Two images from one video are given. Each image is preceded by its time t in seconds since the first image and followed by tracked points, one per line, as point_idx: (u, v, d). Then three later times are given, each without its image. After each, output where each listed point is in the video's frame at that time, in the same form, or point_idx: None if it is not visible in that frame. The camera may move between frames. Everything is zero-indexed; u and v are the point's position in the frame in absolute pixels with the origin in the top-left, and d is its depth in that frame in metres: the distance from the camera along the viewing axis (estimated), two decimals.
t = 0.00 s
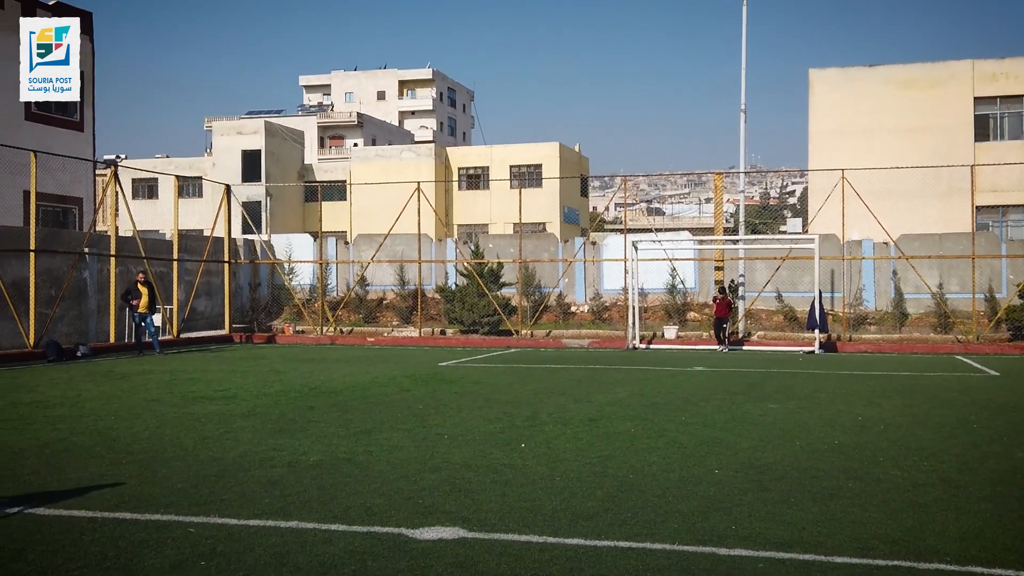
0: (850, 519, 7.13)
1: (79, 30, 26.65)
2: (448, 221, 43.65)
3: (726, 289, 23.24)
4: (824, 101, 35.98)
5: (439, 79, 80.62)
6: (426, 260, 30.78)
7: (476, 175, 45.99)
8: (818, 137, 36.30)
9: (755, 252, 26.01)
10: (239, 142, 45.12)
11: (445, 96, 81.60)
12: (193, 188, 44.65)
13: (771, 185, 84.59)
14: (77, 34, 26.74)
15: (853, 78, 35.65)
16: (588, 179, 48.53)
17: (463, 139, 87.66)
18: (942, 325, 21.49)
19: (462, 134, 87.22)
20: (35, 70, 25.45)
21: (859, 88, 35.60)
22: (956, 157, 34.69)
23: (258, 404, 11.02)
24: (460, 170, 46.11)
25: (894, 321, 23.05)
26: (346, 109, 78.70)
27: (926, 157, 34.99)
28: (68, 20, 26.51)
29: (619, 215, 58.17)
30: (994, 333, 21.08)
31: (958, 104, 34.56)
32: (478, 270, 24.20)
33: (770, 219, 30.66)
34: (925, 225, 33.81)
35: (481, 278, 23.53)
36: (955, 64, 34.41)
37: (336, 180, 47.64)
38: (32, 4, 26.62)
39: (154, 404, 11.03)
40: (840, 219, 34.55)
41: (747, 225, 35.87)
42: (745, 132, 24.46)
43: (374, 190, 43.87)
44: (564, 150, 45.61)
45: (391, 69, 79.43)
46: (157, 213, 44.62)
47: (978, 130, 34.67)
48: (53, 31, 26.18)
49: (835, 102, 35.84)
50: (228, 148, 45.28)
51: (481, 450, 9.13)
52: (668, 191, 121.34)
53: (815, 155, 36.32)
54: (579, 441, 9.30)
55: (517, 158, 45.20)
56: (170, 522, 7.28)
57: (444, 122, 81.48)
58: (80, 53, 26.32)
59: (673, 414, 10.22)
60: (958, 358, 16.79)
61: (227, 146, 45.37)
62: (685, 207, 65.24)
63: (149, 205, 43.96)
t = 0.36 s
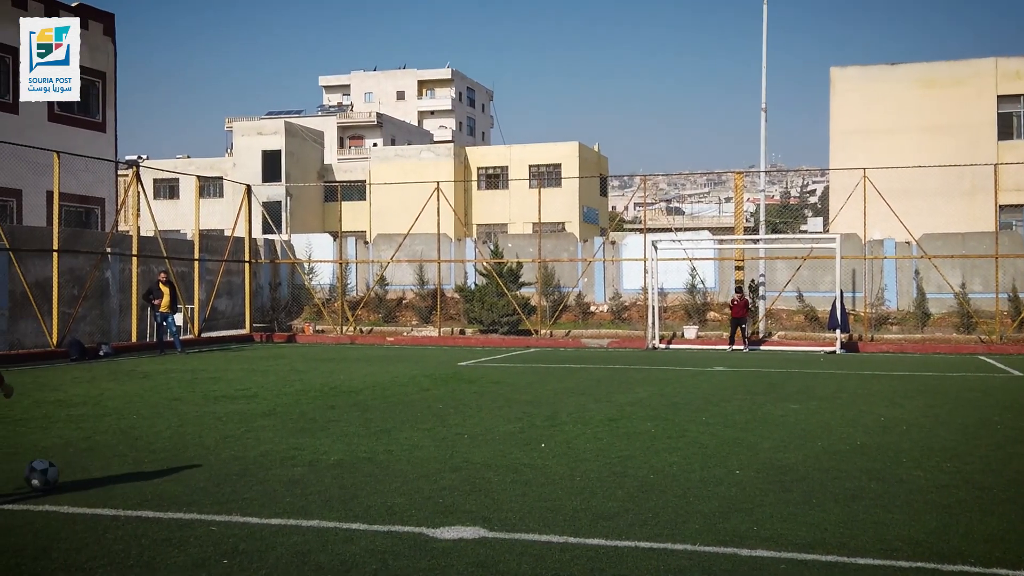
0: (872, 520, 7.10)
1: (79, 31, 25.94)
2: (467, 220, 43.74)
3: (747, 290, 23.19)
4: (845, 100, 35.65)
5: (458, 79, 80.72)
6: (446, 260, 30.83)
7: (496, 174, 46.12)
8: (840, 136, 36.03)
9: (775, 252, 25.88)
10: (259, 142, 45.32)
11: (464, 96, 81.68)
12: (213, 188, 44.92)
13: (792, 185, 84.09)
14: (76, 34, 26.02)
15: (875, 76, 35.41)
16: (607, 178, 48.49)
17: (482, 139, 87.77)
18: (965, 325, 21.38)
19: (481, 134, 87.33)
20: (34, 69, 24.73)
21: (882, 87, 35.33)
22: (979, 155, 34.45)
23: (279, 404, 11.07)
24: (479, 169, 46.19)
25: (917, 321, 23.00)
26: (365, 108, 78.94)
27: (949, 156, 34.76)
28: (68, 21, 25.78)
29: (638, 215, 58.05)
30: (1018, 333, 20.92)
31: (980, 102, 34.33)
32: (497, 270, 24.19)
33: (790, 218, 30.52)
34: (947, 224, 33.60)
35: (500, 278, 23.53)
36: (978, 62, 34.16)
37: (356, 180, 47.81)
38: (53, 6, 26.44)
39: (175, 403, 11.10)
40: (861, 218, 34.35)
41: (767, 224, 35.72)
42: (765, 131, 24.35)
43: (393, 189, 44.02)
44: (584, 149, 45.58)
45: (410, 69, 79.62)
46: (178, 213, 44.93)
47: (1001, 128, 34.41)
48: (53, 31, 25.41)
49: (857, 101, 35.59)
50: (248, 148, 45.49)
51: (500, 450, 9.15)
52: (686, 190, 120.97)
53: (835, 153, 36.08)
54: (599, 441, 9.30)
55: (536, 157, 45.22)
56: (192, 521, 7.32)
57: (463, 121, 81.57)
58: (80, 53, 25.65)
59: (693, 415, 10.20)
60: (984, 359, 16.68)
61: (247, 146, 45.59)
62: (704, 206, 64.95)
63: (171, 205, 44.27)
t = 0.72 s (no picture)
0: (894, 521, 7.05)
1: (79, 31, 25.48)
2: (486, 220, 43.80)
3: (768, 290, 23.15)
4: (865, 99, 35.48)
5: (477, 79, 80.83)
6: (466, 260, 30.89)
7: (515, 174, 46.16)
8: (860, 135, 35.91)
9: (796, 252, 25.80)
10: (279, 142, 45.56)
11: (483, 96, 81.77)
12: (234, 189, 45.21)
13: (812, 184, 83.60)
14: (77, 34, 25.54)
15: (895, 75, 35.19)
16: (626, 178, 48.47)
17: (501, 139, 87.86)
18: (988, 325, 21.26)
19: (500, 134, 87.45)
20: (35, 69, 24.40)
21: (903, 86, 35.15)
22: (1001, 154, 34.21)
23: (300, 403, 11.13)
24: (498, 169, 46.25)
25: (939, 321, 22.91)
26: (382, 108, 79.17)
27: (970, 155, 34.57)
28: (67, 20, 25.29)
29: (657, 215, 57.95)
30: None
31: (1003, 101, 34.12)
32: (517, 270, 24.22)
33: (811, 218, 30.43)
34: (969, 224, 33.37)
35: (519, 278, 23.56)
36: (1001, 60, 33.93)
37: (375, 180, 47.99)
38: (76, 8, 26.44)
39: (197, 402, 11.19)
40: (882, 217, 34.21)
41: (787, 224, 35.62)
42: (785, 131, 24.29)
43: (413, 190, 44.15)
44: (603, 149, 45.54)
45: (428, 69, 79.80)
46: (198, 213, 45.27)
47: None
48: (53, 31, 24.94)
49: (877, 99, 35.39)
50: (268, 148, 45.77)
51: (520, 450, 9.16)
52: (705, 189, 120.55)
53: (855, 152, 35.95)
54: (619, 441, 9.29)
55: (555, 157, 45.22)
56: (213, 520, 7.36)
57: (482, 121, 81.63)
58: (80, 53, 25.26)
59: (713, 415, 10.18)
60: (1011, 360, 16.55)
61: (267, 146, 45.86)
62: (723, 206, 64.68)
63: (191, 205, 44.58)
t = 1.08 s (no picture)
0: (914, 522, 7.01)
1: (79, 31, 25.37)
2: (502, 220, 43.82)
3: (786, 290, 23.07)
4: (884, 97, 35.29)
5: (494, 79, 80.86)
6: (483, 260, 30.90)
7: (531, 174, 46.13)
8: (879, 134, 35.71)
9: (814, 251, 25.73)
10: (297, 143, 45.74)
11: (500, 96, 81.80)
12: (252, 189, 45.42)
13: (831, 183, 83.06)
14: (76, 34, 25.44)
15: (914, 73, 34.97)
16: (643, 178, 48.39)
17: (518, 139, 87.83)
18: (1008, 325, 21.10)
19: (518, 133, 87.47)
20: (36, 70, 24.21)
21: (922, 84, 34.94)
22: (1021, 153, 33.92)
23: (317, 402, 11.18)
24: (514, 169, 46.26)
25: (959, 321, 22.78)
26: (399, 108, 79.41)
27: (990, 154, 34.34)
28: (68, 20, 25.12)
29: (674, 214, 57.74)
30: None
31: None
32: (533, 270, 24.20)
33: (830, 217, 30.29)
34: (989, 223, 33.13)
35: (536, 277, 23.56)
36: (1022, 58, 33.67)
37: (392, 180, 48.08)
38: (95, 10, 26.70)
39: (215, 402, 11.26)
40: (901, 217, 34.05)
41: (805, 224, 35.49)
42: (803, 130, 24.19)
43: (430, 190, 44.25)
44: (619, 149, 45.47)
45: (445, 70, 79.92)
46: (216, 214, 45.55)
47: None
48: (53, 31, 24.80)
49: (896, 98, 35.19)
50: (286, 148, 45.95)
51: (537, 450, 9.16)
52: (723, 189, 120.07)
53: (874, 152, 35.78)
54: (635, 442, 9.28)
55: (572, 157, 45.17)
56: (231, 518, 7.40)
57: (498, 121, 81.58)
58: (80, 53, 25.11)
59: (730, 415, 10.16)
60: None
61: (285, 146, 46.06)
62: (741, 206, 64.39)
63: (210, 206, 44.84)
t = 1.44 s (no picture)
0: (935, 523, 6.95)
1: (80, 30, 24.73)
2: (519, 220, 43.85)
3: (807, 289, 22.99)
4: (903, 96, 35.08)
5: (511, 78, 80.93)
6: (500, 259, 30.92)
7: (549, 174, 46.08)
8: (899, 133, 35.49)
9: (834, 250, 25.62)
10: (315, 143, 45.80)
11: (518, 95, 81.83)
12: (271, 189, 45.64)
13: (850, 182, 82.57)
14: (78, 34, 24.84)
15: (934, 71, 34.76)
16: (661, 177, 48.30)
17: (535, 139, 87.84)
18: None
19: (535, 133, 87.46)
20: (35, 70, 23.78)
21: (942, 82, 34.71)
22: None
23: (335, 401, 11.22)
24: (532, 168, 46.24)
25: (980, 320, 22.62)
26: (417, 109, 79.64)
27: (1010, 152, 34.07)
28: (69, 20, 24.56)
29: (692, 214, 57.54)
30: None
31: None
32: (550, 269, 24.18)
33: (848, 216, 30.15)
34: (1010, 222, 32.87)
35: (554, 277, 23.57)
36: None
37: (409, 180, 48.21)
38: (116, 11, 26.87)
39: (233, 401, 11.32)
40: (921, 216, 33.85)
41: (824, 223, 35.37)
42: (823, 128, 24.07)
43: (448, 190, 44.35)
44: (637, 148, 45.40)
45: (462, 70, 80.06)
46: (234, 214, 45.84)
47: None
48: (53, 31, 24.27)
49: (915, 96, 34.98)
50: (304, 148, 45.99)
51: (555, 449, 9.15)
52: (741, 188, 119.54)
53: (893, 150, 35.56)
54: (653, 441, 9.26)
55: (589, 156, 45.11)
56: (250, 517, 7.43)
57: (516, 121, 81.57)
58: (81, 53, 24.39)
59: (749, 415, 10.12)
60: None
61: (303, 147, 46.08)
62: (759, 205, 64.11)
63: (228, 206, 45.14)
